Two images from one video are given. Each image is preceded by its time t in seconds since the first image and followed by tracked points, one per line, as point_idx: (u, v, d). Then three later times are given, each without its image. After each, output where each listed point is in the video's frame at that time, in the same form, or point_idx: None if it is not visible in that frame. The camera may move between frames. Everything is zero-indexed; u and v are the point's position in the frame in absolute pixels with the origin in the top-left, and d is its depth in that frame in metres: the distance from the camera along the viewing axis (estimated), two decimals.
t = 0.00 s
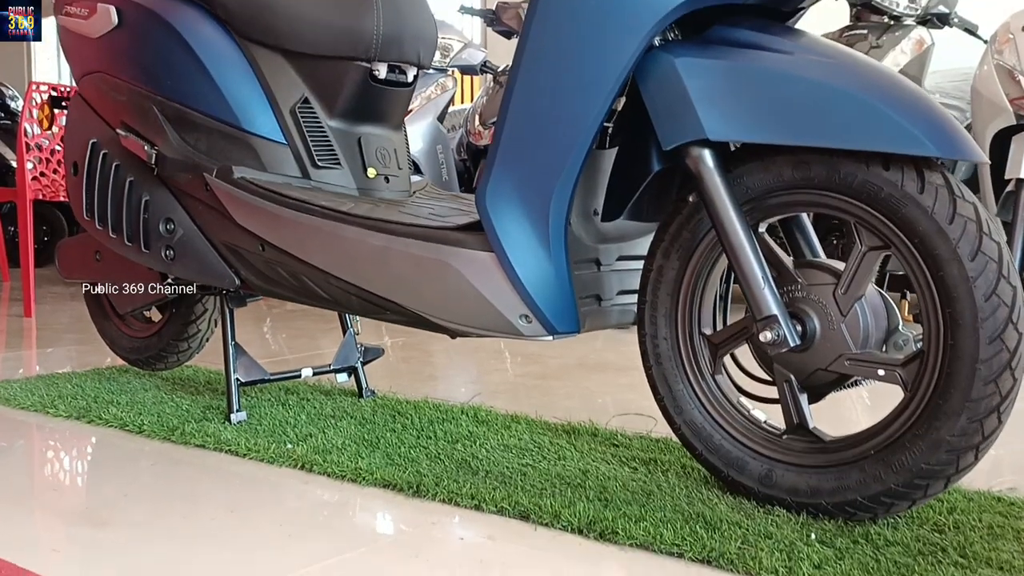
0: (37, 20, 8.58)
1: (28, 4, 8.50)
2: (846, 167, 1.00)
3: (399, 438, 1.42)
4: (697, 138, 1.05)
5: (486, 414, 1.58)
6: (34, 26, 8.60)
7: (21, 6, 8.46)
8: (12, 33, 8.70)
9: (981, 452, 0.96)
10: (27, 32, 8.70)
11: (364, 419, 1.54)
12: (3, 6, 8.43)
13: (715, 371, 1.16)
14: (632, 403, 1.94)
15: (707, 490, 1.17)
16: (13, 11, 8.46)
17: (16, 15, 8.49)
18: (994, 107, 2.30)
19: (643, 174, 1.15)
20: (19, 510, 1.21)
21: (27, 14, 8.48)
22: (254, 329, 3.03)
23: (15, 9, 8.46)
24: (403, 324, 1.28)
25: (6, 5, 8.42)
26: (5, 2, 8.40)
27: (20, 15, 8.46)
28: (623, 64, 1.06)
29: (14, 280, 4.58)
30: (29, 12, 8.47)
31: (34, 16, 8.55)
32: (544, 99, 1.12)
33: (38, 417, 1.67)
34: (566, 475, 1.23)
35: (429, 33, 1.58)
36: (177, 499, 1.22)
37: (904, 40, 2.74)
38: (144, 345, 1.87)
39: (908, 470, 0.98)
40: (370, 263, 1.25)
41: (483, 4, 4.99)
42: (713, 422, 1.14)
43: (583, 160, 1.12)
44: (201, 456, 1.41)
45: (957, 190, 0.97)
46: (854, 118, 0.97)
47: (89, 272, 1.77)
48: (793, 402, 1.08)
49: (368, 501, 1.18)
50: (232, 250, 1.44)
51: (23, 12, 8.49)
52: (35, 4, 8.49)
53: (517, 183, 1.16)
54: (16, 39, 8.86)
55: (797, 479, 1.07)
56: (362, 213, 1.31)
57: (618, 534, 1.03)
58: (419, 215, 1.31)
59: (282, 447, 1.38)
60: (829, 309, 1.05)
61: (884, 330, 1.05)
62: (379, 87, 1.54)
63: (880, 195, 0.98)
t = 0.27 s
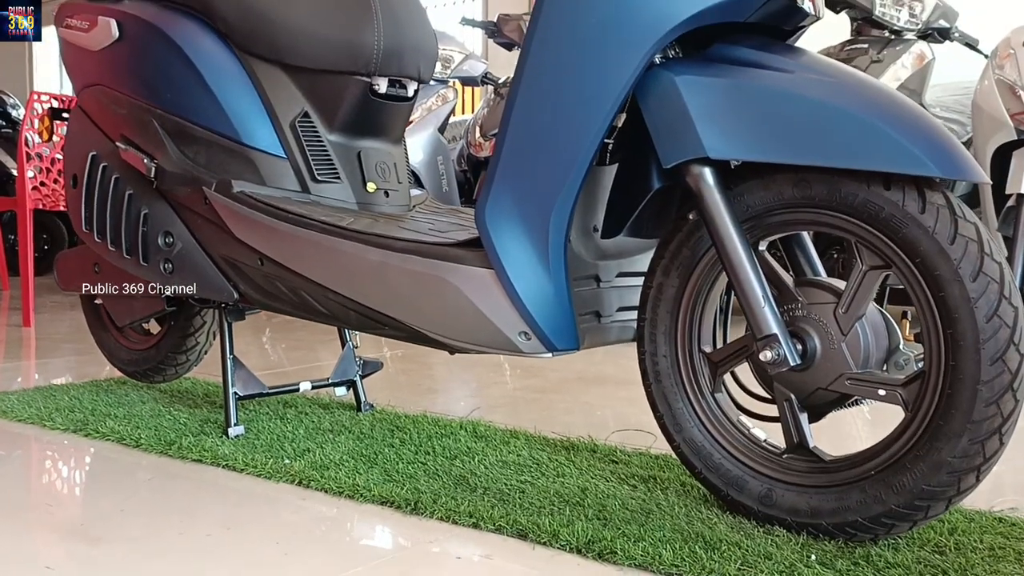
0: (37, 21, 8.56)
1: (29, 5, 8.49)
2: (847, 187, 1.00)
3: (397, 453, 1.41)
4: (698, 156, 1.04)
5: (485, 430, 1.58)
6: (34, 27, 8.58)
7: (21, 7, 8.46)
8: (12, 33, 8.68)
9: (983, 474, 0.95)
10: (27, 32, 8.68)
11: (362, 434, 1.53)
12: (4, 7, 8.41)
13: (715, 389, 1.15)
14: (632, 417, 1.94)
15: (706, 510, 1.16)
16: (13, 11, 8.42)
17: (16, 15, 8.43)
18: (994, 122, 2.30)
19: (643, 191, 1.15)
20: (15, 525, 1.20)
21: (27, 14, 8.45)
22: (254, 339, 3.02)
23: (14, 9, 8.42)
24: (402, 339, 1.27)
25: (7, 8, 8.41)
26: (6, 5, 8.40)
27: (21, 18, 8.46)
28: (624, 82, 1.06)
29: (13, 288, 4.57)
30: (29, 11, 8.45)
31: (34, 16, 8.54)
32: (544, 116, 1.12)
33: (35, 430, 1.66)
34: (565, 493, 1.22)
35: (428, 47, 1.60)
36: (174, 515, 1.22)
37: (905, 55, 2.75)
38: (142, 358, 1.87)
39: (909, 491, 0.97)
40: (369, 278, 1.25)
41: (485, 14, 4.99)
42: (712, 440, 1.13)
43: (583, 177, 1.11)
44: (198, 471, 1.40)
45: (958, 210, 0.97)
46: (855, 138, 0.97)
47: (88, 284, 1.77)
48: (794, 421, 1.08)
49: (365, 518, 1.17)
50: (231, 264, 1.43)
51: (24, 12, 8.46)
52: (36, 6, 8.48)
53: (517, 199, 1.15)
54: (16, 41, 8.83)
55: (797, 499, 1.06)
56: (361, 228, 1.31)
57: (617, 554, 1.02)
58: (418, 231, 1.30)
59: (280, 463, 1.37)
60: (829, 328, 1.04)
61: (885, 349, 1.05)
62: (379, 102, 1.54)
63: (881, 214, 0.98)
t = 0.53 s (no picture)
0: (37, 20, 8.54)
1: (29, 5, 8.49)
2: (846, 197, 1.00)
3: (395, 462, 1.40)
4: (697, 165, 1.04)
5: (483, 437, 1.57)
6: (34, 26, 8.56)
7: (21, 7, 8.45)
8: (12, 33, 8.67)
9: (982, 485, 0.95)
10: (27, 32, 8.67)
11: (360, 442, 1.53)
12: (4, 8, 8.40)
13: (714, 399, 1.15)
14: (631, 424, 1.93)
15: (705, 520, 1.16)
16: (13, 11, 8.39)
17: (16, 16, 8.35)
18: (994, 128, 2.30)
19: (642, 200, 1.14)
20: (10, 534, 1.19)
21: (27, 14, 8.44)
22: (252, 344, 3.02)
23: (15, 9, 8.34)
24: (399, 348, 1.27)
25: (7, 8, 8.39)
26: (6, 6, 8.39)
27: (21, 18, 8.45)
28: (623, 91, 1.05)
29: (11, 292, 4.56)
30: (29, 11, 8.44)
31: (34, 16, 8.53)
32: (543, 124, 1.12)
33: (32, 437, 1.66)
34: (563, 503, 1.22)
35: (428, 54, 1.59)
36: (171, 524, 1.21)
37: (905, 61, 2.74)
38: (140, 364, 1.86)
39: (909, 503, 0.96)
40: (367, 286, 1.24)
41: (485, 18, 4.99)
42: (711, 450, 1.13)
43: (581, 186, 1.11)
44: (195, 479, 1.40)
45: (958, 221, 0.96)
46: (854, 148, 0.97)
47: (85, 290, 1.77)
48: (793, 432, 1.07)
49: (362, 527, 1.17)
50: (229, 271, 1.43)
51: (24, 12, 8.45)
52: (36, 6, 8.47)
53: (515, 208, 1.15)
54: (16, 42, 8.81)
55: (796, 510, 1.05)
56: (359, 236, 1.30)
57: (614, 565, 1.02)
58: (417, 239, 1.30)
59: (277, 471, 1.37)
60: (829, 338, 1.04)
61: (884, 359, 1.04)
62: (378, 109, 1.54)
63: (880, 224, 0.97)
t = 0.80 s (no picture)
0: (37, 20, 8.54)
1: (28, 5, 8.48)
2: (847, 203, 0.99)
3: (394, 467, 1.40)
4: (697, 170, 1.04)
5: (483, 442, 1.57)
6: (34, 26, 8.56)
7: (20, 6, 8.45)
8: (12, 33, 8.67)
9: (984, 492, 0.94)
10: (27, 32, 8.65)
11: (359, 446, 1.53)
12: (4, 7, 8.38)
13: (715, 405, 1.14)
14: (632, 427, 1.92)
15: (706, 527, 1.15)
16: (13, 11, 8.37)
17: (16, 16, 8.35)
18: (995, 131, 2.29)
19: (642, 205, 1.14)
20: (8, 540, 1.19)
21: (27, 14, 8.45)
22: (252, 346, 3.01)
23: (15, 9, 8.35)
24: (399, 353, 1.27)
25: (7, 7, 8.38)
26: (6, 6, 8.39)
27: (21, 17, 8.44)
28: (623, 95, 1.05)
29: (10, 294, 4.56)
30: (29, 11, 8.44)
31: (34, 16, 8.52)
32: (543, 129, 1.11)
33: (31, 441, 1.65)
34: (563, 508, 1.21)
35: (428, 58, 1.58)
36: (170, 529, 1.21)
37: (906, 63, 2.74)
38: (139, 367, 1.86)
39: (910, 510, 0.96)
40: (366, 291, 1.24)
41: (485, 20, 4.99)
42: (711, 456, 1.12)
43: (581, 191, 1.10)
44: (194, 484, 1.39)
45: (960, 227, 0.96)
46: (855, 153, 0.96)
47: (84, 294, 1.76)
48: (794, 438, 1.07)
49: (362, 534, 1.16)
50: (228, 275, 1.42)
51: (23, 12, 8.46)
52: (36, 5, 8.46)
53: (515, 213, 1.14)
54: (16, 41, 8.80)
55: (797, 516, 1.05)
56: (358, 241, 1.30)
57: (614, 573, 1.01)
58: (416, 243, 1.29)
59: (276, 476, 1.36)
60: (830, 344, 1.03)
61: (885, 365, 1.04)
62: (378, 112, 1.53)
63: (881, 230, 0.97)
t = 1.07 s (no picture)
0: (37, 20, 8.59)
1: (28, 4, 8.48)
2: (850, 210, 0.99)
3: (395, 472, 1.40)
4: (699, 176, 1.03)
5: (484, 446, 1.56)
6: (34, 26, 8.56)
7: (20, 6, 8.45)
8: (12, 33, 8.68)
9: (988, 501, 0.94)
10: (27, 32, 8.65)
11: (360, 451, 1.52)
12: (4, 6, 8.42)
13: (717, 411, 1.14)
14: (632, 431, 1.92)
15: (708, 534, 1.15)
16: (13, 11, 8.41)
17: (16, 16, 8.45)
18: (997, 134, 2.29)
19: (643, 211, 1.14)
20: (7, 546, 1.18)
21: (27, 14, 8.48)
22: (252, 349, 3.01)
23: (15, 9, 8.41)
24: (400, 358, 1.26)
25: (7, 7, 8.38)
26: (6, 6, 8.39)
27: (21, 17, 8.44)
28: (625, 101, 1.05)
29: (10, 295, 4.56)
30: (29, 11, 8.48)
31: (34, 16, 8.53)
32: (544, 134, 1.11)
33: (30, 446, 1.65)
34: (564, 515, 1.21)
35: (429, 62, 1.58)
36: (170, 535, 1.20)
37: (907, 66, 2.74)
38: (139, 371, 1.85)
39: (913, 518, 0.96)
40: (367, 297, 1.24)
41: (485, 21, 4.99)
42: (713, 462, 1.12)
43: (583, 197, 1.10)
44: (194, 489, 1.39)
45: (963, 234, 0.96)
46: (857, 159, 0.96)
47: (84, 298, 1.76)
48: (796, 445, 1.06)
49: (362, 540, 1.16)
50: (228, 280, 1.42)
51: (23, 12, 8.50)
52: (36, 5, 8.46)
53: (516, 219, 1.14)
54: (15, 41, 8.80)
55: (800, 524, 1.05)
56: (359, 246, 1.29)
57: None
58: (417, 248, 1.29)
59: (277, 482, 1.36)
60: (832, 351, 1.03)
61: (888, 371, 1.03)
62: (379, 117, 1.53)
63: (884, 237, 0.97)
